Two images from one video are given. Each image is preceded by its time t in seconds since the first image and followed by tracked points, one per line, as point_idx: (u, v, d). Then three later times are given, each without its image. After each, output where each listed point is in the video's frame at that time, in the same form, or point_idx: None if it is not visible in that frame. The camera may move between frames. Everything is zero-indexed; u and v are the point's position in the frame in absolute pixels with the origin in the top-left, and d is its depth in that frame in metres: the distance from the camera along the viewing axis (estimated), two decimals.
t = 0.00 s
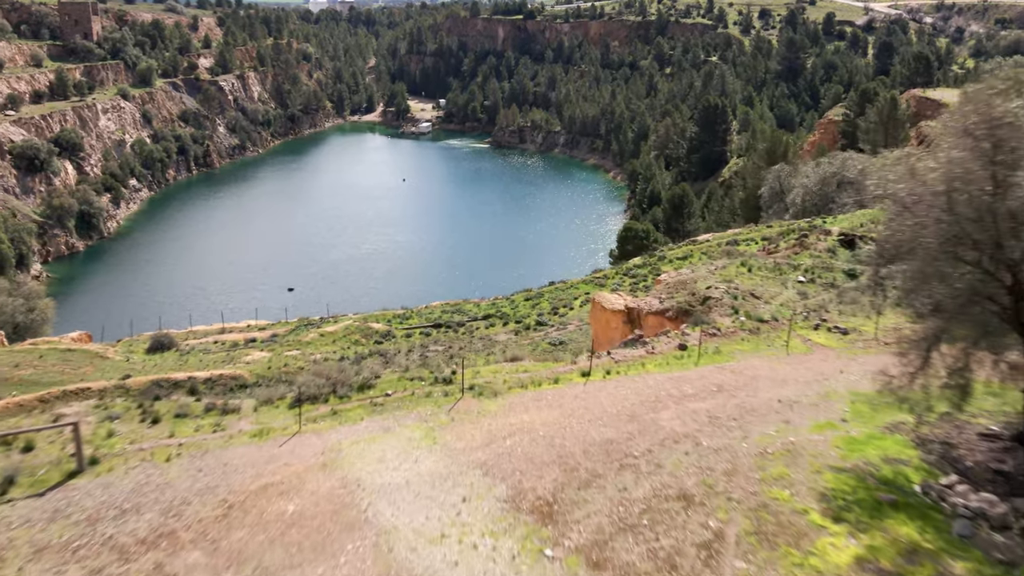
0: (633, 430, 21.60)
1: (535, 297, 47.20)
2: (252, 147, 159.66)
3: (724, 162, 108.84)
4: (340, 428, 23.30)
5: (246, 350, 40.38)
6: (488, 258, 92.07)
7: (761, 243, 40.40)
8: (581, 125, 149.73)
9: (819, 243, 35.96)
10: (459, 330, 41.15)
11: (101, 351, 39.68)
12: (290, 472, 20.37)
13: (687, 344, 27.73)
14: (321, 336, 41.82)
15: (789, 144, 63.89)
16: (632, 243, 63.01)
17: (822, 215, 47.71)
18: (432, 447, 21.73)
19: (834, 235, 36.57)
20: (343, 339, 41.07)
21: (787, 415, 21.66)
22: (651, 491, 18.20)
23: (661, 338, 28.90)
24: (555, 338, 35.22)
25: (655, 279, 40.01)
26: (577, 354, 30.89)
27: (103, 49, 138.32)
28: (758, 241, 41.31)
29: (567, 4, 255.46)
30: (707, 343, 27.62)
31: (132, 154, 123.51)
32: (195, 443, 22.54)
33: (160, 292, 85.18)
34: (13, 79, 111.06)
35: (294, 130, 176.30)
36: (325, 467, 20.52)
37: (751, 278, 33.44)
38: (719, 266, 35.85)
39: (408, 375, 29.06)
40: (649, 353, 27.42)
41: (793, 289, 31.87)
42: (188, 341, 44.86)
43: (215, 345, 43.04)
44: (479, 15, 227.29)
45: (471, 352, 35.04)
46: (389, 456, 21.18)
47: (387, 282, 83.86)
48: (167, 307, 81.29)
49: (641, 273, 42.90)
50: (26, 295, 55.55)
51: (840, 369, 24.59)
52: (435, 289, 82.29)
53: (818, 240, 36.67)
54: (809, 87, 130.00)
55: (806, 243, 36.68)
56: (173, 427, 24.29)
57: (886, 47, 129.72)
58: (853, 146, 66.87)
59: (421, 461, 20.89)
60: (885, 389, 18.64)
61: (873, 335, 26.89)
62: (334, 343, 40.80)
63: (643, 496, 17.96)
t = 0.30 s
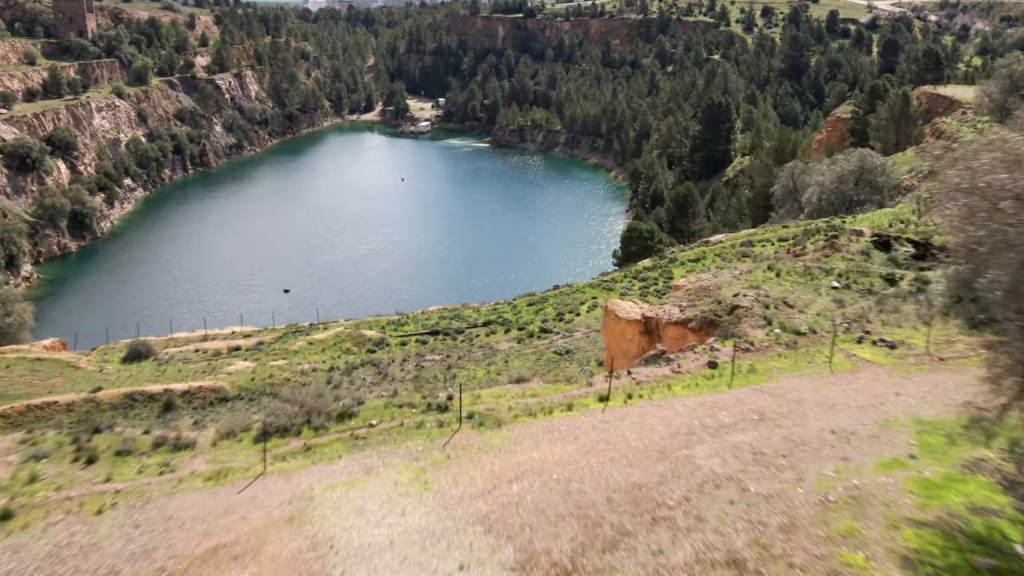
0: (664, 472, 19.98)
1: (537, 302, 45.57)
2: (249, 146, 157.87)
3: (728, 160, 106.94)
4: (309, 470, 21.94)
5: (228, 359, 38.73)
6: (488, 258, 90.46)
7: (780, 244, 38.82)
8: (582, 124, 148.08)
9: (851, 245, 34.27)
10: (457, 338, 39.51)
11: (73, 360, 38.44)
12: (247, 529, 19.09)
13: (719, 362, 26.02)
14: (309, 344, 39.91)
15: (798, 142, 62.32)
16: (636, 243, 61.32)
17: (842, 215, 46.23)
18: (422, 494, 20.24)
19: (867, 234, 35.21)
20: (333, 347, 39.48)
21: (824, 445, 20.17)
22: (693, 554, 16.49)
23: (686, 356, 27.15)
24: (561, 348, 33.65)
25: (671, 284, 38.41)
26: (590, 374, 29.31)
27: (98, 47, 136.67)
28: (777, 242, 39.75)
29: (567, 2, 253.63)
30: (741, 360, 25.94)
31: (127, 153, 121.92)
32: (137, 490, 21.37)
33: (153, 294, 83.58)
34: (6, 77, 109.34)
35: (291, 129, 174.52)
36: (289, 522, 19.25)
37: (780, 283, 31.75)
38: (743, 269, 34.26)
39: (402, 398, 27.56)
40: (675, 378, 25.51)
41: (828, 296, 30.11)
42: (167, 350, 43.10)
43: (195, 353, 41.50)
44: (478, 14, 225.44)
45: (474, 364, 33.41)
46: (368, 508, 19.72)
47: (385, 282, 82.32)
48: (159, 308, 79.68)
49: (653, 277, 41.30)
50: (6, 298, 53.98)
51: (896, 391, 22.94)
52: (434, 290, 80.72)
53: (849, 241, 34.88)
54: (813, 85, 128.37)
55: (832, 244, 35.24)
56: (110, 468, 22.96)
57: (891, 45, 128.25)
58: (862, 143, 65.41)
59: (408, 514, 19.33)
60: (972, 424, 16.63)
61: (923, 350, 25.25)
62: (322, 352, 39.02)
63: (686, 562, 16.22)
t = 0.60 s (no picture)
0: (714, 538, 16.28)
1: (540, 308, 43.74)
2: (246, 146, 156.18)
3: (733, 159, 104.90)
4: (268, 535, 17.98)
5: (209, 370, 37.22)
6: (488, 259, 88.88)
7: (799, 247, 37.07)
8: (583, 123, 146.44)
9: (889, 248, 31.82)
10: (456, 348, 37.71)
11: (40, 372, 37.09)
12: None
13: (757, 388, 22.78)
14: (297, 354, 38.55)
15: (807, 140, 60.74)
16: (640, 244, 59.61)
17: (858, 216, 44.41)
18: (410, 569, 16.30)
19: (895, 235, 33.25)
20: (321, 358, 37.85)
21: (858, 467, 18.47)
22: None
23: (720, 380, 23.72)
24: (566, 359, 31.88)
25: (685, 291, 36.53)
26: (601, 398, 27.37)
27: (93, 44, 135.07)
28: (795, 245, 37.90)
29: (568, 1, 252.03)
30: (784, 386, 22.68)
31: (122, 153, 120.34)
32: (49, 562, 17.39)
33: (146, 295, 81.98)
34: None
35: (290, 128, 172.85)
36: None
37: (816, 292, 28.77)
38: (772, 275, 31.42)
39: (392, 419, 25.96)
40: (709, 411, 22.16)
41: (871, 305, 27.32)
42: (145, 360, 41.39)
43: (172, 364, 39.77)
44: (478, 12, 223.92)
45: (474, 377, 31.71)
46: None
47: (383, 284, 80.57)
48: (153, 309, 78.11)
49: (664, 282, 39.51)
50: None
51: (971, 424, 19.89)
52: (433, 292, 79.17)
53: (887, 244, 32.35)
54: (817, 84, 126.74)
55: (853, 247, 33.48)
56: (16, 533, 19.02)
57: (896, 43, 126.68)
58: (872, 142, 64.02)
59: None
60: None
61: (992, 371, 22.39)
62: (310, 362, 37.59)
63: None
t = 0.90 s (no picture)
0: None
1: (543, 315, 41.92)
2: (243, 145, 154.54)
3: (737, 158, 103.09)
4: None
5: (184, 382, 35.41)
6: (488, 259, 87.27)
7: (821, 248, 35.47)
8: (584, 122, 144.87)
9: (936, 250, 29.51)
10: (453, 358, 35.89)
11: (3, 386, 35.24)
12: None
13: (812, 419, 19.01)
14: (282, 364, 36.87)
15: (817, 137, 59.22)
16: (644, 244, 57.97)
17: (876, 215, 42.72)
18: None
19: (925, 234, 31.57)
20: (309, 369, 36.29)
21: (943, 521, 14.94)
22: None
23: (769, 409, 19.89)
24: (573, 369, 30.07)
25: (698, 299, 34.79)
26: (611, 415, 25.51)
27: (88, 42, 133.44)
28: (816, 245, 36.23)
29: None
30: (844, 415, 19.03)
31: (116, 151, 118.70)
32: None
33: (138, 296, 80.28)
34: None
35: (287, 127, 171.24)
36: None
37: (860, 299, 25.72)
38: (809, 279, 28.40)
39: (383, 440, 25.05)
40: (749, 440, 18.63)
41: (922, 314, 24.35)
42: (117, 372, 39.51)
43: (147, 374, 38.08)
44: (478, 10, 222.37)
45: (474, 390, 29.92)
46: None
47: (380, 285, 78.89)
48: (146, 311, 76.39)
49: (676, 288, 37.80)
50: None
51: None
52: (432, 292, 77.46)
53: (933, 245, 30.01)
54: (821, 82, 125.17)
55: (876, 248, 31.78)
56: None
57: (901, 40, 125.10)
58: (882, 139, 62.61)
59: None
60: None
61: None
62: (295, 373, 35.93)
63: None
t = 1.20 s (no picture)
0: None
1: (550, 319, 40.13)
2: (240, 144, 152.84)
3: (741, 156, 101.34)
4: None
5: (157, 394, 33.60)
6: (488, 259, 85.54)
7: (845, 247, 34.01)
8: (585, 120, 143.20)
9: (996, 250, 26.76)
10: (453, 367, 34.13)
11: None
12: None
13: (894, 462, 15.60)
14: (264, 375, 35.08)
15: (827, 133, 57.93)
16: (649, 244, 56.23)
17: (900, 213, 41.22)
18: None
19: (965, 231, 29.40)
20: (292, 380, 34.53)
21: None
22: None
23: (841, 448, 16.40)
24: (580, 381, 28.36)
25: (715, 306, 33.12)
26: (626, 433, 23.62)
27: (83, 39, 131.77)
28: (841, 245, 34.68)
29: None
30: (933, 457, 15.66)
31: (111, 150, 117.09)
32: None
33: (131, 297, 78.51)
34: None
35: (285, 126, 169.55)
36: None
37: (918, 306, 22.47)
38: (856, 282, 25.09)
39: (373, 459, 23.66)
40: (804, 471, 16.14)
41: (992, 324, 21.27)
42: (85, 382, 37.59)
43: (117, 385, 36.29)
44: (478, 8, 220.59)
45: (473, 404, 28.18)
46: None
47: (378, 286, 77.23)
48: (138, 312, 74.63)
49: (693, 292, 36.05)
50: None
51: None
52: (431, 294, 75.70)
53: (988, 244, 27.28)
54: (826, 79, 123.37)
55: (914, 245, 29.63)
56: None
57: (907, 37, 123.50)
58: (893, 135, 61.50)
59: None
60: None
61: None
62: (277, 385, 34.13)
63: None
